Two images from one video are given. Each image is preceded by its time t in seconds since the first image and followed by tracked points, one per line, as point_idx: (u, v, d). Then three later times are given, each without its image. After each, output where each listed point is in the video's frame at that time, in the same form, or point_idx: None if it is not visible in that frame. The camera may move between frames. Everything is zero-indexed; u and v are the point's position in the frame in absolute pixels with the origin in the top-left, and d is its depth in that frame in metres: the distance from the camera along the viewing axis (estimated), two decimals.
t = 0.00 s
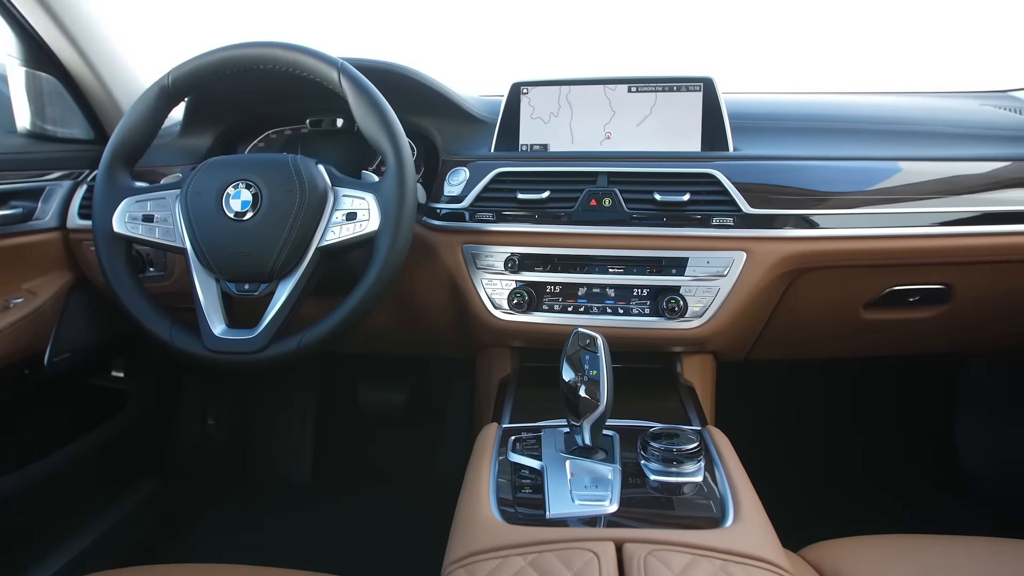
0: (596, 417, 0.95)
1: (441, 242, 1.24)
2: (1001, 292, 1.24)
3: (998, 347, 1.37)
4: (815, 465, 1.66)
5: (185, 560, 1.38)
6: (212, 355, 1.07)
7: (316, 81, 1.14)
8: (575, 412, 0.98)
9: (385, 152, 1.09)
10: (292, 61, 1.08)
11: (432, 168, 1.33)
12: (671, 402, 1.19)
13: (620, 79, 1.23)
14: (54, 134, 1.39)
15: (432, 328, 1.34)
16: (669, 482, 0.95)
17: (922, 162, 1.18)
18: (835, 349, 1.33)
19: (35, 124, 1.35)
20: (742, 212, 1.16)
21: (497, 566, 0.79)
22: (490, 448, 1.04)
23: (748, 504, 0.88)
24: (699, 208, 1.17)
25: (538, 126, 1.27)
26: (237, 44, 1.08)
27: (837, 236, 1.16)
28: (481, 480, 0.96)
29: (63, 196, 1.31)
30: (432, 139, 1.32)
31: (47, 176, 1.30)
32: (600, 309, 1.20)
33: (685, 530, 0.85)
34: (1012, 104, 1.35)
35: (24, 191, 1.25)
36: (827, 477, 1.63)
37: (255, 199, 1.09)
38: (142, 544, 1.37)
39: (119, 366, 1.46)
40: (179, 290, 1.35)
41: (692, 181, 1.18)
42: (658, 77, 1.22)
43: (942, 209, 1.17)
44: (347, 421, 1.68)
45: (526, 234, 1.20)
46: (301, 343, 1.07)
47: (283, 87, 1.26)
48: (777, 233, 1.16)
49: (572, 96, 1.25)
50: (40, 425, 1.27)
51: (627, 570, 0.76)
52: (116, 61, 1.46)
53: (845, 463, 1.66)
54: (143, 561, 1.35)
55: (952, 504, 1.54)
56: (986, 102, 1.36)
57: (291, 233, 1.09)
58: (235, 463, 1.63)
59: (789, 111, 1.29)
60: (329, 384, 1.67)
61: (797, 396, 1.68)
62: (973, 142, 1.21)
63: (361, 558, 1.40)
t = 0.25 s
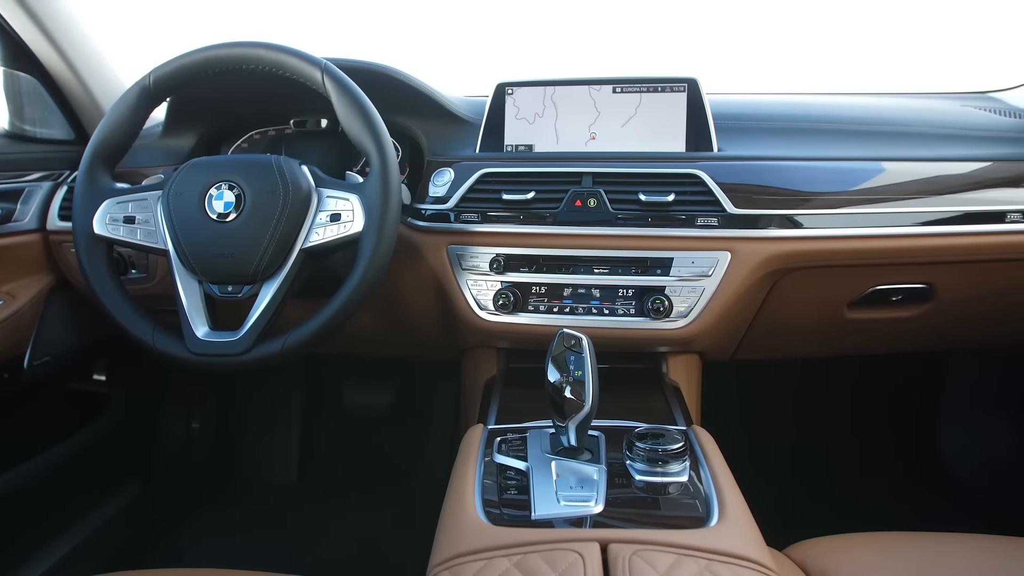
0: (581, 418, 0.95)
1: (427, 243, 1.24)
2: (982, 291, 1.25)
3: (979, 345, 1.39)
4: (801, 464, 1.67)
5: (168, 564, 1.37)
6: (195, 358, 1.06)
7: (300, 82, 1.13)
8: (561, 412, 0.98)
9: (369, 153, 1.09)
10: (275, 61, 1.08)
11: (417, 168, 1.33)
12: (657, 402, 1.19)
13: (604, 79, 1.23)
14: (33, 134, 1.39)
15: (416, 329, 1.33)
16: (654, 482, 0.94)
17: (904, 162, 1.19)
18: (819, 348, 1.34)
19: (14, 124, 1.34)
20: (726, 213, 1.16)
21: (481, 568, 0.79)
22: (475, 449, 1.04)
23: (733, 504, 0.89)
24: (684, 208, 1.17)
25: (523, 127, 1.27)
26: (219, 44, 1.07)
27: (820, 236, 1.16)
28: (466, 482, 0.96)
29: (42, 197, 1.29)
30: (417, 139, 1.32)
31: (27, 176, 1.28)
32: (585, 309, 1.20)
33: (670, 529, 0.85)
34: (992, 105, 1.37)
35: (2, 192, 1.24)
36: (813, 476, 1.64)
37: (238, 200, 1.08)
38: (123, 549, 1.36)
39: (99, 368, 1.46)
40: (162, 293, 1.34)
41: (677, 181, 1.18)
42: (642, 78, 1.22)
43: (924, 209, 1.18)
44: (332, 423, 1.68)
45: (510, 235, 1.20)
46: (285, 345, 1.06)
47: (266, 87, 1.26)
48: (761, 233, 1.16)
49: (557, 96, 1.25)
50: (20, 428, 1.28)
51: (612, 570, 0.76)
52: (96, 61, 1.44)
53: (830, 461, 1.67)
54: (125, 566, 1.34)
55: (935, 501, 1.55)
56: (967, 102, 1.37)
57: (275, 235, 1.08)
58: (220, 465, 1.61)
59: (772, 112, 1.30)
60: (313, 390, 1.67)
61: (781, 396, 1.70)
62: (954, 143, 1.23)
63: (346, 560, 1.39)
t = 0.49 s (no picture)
0: (564, 418, 0.95)
1: (409, 244, 1.23)
2: (960, 290, 1.27)
3: (958, 344, 1.40)
4: (784, 462, 1.68)
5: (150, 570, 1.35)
6: (174, 361, 1.05)
7: (280, 82, 1.12)
8: (543, 413, 0.97)
9: (350, 154, 1.08)
10: (254, 61, 1.07)
11: (399, 169, 1.32)
12: (640, 402, 1.19)
13: (587, 80, 1.23)
14: (7, 134, 1.34)
15: (399, 330, 1.33)
16: (637, 482, 0.94)
17: (884, 162, 1.20)
18: (800, 348, 1.35)
19: None
20: (708, 213, 1.17)
21: (463, 571, 0.78)
22: (458, 451, 1.03)
23: (715, 504, 0.89)
24: (666, 209, 1.18)
25: (506, 127, 1.27)
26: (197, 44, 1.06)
27: (801, 236, 1.17)
28: (448, 484, 0.95)
29: (18, 199, 1.28)
30: (399, 140, 1.31)
31: (2, 177, 1.26)
32: (568, 309, 1.20)
33: (653, 530, 0.85)
34: (969, 105, 1.38)
35: None
36: (795, 474, 1.65)
37: (217, 201, 1.07)
38: (104, 556, 1.34)
39: (77, 372, 1.44)
40: (141, 295, 1.32)
41: (660, 181, 1.18)
42: (624, 78, 1.22)
43: (904, 209, 1.19)
44: (314, 425, 1.67)
45: (493, 235, 1.20)
46: (266, 348, 1.05)
47: (247, 88, 1.24)
48: (743, 233, 1.17)
49: (540, 97, 1.25)
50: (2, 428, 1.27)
51: (595, 571, 0.76)
52: (73, 60, 1.42)
53: (813, 460, 1.68)
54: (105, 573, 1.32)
55: (916, 499, 1.57)
56: (945, 103, 1.39)
57: (255, 236, 1.07)
58: (201, 468, 1.60)
59: (754, 112, 1.30)
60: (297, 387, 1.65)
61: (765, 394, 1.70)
62: (933, 143, 1.24)
63: (329, 564, 1.39)
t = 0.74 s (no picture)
0: (549, 419, 0.95)
1: (393, 245, 1.23)
2: (942, 288, 1.28)
3: (940, 343, 1.41)
4: (769, 461, 1.68)
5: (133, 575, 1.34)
6: (156, 364, 1.04)
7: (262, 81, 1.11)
8: (529, 414, 0.97)
9: (333, 154, 1.08)
10: (236, 61, 1.06)
11: (383, 170, 1.31)
12: (626, 402, 1.19)
13: (571, 80, 1.23)
14: None
15: (384, 331, 1.32)
16: (623, 482, 0.94)
17: (866, 162, 1.21)
18: (784, 347, 1.36)
19: None
20: (693, 212, 1.17)
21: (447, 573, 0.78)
22: (443, 452, 1.03)
23: (700, 503, 0.89)
24: (651, 209, 1.18)
25: (490, 127, 1.26)
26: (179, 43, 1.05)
27: (785, 235, 1.18)
28: (433, 486, 0.95)
29: None
30: (383, 140, 1.31)
31: None
32: (553, 310, 1.20)
33: (637, 529, 0.85)
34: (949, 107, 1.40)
35: None
36: (781, 473, 1.66)
37: (199, 201, 1.06)
38: (86, 562, 1.33)
39: (58, 376, 1.38)
40: (122, 297, 1.31)
41: (644, 181, 1.18)
42: (609, 78, 1.22)
43: (886, 208, 1.19)
44: (299, 429, 1.65)
45: (478, 236, 1.20)
46: (249, 349, 1.04)
47: (229, 87, 1.23)
48: (727, 233, 1.17)
49: (525, 97, 1.24)
50: None
51: (579, 572, 0.76)
52: (53, 60, 1.41)
53: (801, 459, 1.68)
54: None
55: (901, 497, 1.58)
56: (926, 104, 1.40)
57: (238, 237, 1.06)
58: (183, 473, 1.59)
59: (738, 112, 1.31)
60: (279, 390, 1.63)
61: (748, 394, 1.72)
62: (914, 143, 1.25)
63: (314, 567, 1.38)
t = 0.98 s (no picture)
0: (534, 420, 0.94)
1: (378, 245, 1.22)
2: (925, 287, 1.29)
3: (923, 341, 1.42)
4: (755, 460, 1.69)
5: None
6: (138, 367, 1.03)
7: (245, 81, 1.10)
8: (514, 415, 0.97)
9: (317, 154, 1.07)
10: (218, 61, 1.05)
11: (368, 170, 1.30)
12: (611, 402, 1.19)
13: (556, 80, 1.22)
14: None
15: (369, 332, 1.31)
16: (609, 483, 0.94)
17: (849, 162, 1.22)
18: (769, 347, 1.36)
19: None
20: (677, 213, 1.17)
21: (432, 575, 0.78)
22: (428, 454, 1.02)
23: (685, 503, 0.89)
24: (635, 209, 1.18)
25: (475, 127, 1.26)
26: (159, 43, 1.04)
27: (769, 235, 1.18)
28: (418, 488, 0.94)
29: None
30: (367, 140, 1.30)
31: None
32: (539, 310, 1.20)
33: (622, 529, 0.85)
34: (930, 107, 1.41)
35: None
36: (766, 472, 1.66)
37: (181, 203, 1.05)
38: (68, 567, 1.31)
39: (38, 379, 1.33)
40: (103, 299, 1.30)
41: (629, 181, 1.18)
42: (593, 79, 1.22)
43: (869, 208, 1.20)
44: (285, 432, 1.64)
45: (463, 237, 1.19)
46: (233, 352, 1.03)
47: (212, 87, 1.22)
48: (712, 233, 1.18)
49: (509, 97, 1.24)
50: None
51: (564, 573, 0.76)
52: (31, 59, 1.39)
53: (785, 457, 1.69)
54: None
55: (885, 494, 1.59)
56: (908, 105, 1.41)
57: (220, 238, 1.05)
58: (168, 479, 1.58)
59: (722, 113, 1.31)
60: (263, 396, 1.64)
61: (734, 394, 1.72)
62: (896, 143, 1.26)
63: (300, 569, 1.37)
